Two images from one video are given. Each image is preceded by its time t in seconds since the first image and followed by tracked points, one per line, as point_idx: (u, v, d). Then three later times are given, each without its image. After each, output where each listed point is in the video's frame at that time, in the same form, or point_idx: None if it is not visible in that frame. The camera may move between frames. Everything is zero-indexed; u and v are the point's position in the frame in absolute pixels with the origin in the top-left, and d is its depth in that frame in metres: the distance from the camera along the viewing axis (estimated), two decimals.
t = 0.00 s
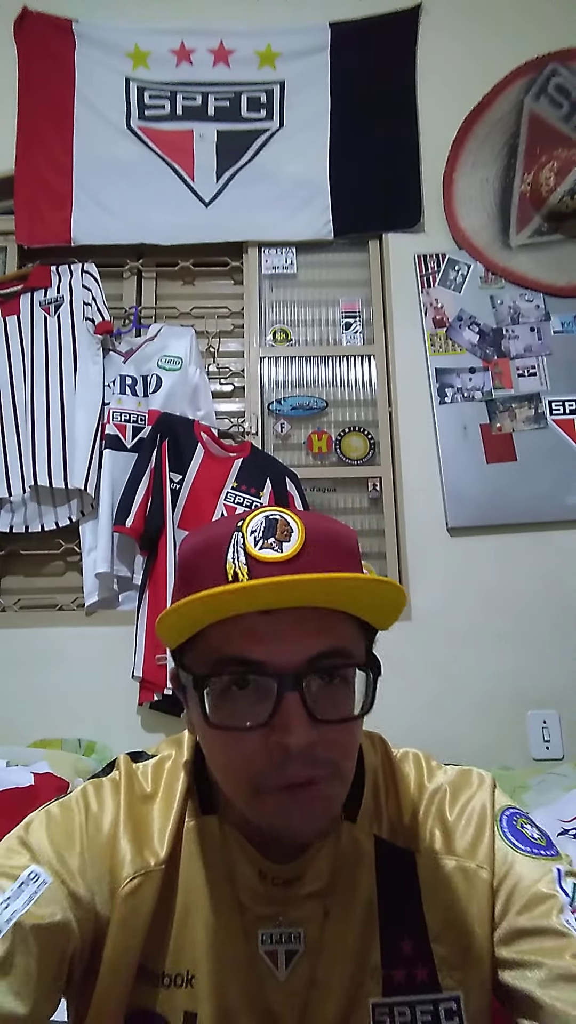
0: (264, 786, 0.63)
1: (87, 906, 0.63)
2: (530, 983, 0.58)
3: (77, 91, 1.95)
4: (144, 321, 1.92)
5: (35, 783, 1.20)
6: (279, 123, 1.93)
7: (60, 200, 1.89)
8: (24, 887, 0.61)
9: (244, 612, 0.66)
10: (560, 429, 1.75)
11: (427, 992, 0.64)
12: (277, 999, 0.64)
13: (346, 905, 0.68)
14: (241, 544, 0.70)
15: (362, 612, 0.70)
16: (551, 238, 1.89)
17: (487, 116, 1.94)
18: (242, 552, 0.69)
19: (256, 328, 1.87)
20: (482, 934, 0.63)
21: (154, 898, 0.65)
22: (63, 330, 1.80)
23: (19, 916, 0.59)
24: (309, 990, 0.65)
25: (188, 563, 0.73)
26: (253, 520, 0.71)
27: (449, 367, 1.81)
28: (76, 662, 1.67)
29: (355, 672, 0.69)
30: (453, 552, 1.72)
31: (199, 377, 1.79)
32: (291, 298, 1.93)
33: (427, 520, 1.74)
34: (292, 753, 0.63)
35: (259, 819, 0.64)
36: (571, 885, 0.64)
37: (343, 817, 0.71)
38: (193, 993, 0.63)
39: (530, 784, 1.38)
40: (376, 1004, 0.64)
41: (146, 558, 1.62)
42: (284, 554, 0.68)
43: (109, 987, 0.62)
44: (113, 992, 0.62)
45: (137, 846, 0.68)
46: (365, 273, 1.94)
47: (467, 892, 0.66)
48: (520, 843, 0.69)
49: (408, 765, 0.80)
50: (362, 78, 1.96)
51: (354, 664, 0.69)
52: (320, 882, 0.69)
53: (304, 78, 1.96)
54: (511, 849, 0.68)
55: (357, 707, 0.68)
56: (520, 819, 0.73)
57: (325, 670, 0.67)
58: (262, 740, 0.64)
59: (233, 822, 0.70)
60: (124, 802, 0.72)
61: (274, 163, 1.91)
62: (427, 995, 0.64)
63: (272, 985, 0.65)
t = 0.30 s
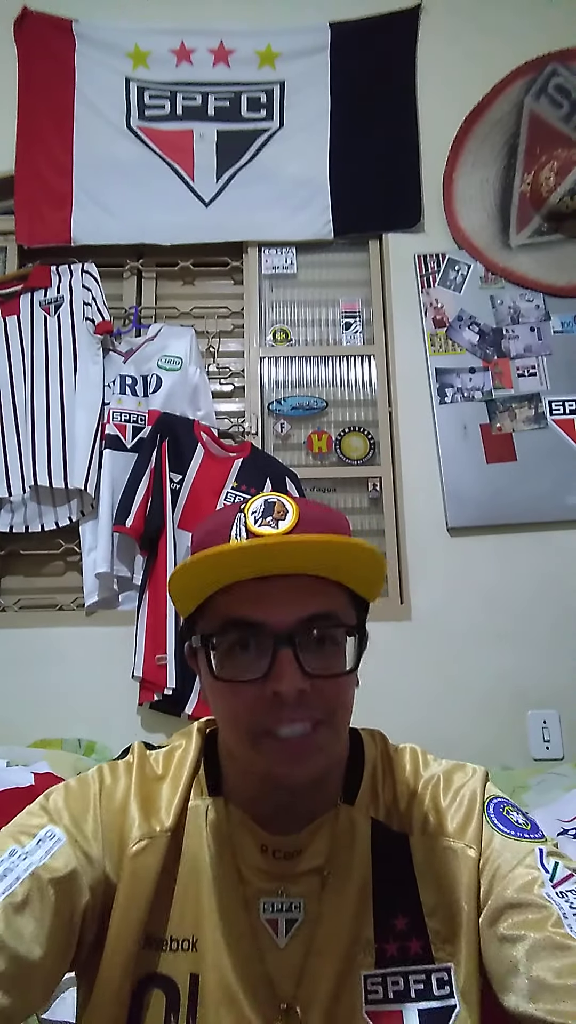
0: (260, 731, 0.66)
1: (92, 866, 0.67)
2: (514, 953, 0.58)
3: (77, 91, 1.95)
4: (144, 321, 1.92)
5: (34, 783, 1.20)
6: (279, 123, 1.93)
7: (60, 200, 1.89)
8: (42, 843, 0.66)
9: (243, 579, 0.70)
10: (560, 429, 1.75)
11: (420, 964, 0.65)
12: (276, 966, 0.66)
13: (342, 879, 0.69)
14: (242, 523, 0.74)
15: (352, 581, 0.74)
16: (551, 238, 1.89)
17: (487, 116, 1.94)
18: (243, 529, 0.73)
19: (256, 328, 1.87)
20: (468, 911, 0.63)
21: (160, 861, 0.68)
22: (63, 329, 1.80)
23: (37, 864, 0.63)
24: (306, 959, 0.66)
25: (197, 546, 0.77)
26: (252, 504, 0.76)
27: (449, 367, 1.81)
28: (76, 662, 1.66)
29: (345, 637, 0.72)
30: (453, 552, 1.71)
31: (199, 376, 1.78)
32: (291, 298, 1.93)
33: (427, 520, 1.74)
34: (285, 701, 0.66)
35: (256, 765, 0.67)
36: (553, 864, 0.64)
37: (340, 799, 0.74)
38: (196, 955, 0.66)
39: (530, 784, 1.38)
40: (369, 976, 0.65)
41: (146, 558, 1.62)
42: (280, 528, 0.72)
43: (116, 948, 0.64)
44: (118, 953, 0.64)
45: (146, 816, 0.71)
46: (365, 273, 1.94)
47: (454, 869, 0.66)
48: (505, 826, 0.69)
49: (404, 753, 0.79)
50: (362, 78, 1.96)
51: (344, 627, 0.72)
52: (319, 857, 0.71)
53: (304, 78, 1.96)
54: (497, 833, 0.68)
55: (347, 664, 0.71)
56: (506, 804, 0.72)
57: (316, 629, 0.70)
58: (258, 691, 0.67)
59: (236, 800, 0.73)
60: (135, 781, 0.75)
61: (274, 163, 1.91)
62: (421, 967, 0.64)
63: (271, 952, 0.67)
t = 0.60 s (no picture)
0: (261, 743, 0.69)
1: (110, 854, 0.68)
2: (506, 937, 0.60)
3: (77, 91, 1.95)
4: (144, 321, 1.92)
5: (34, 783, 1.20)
6: (279, 123, 1.93)
7: (60, 200, 1.89)
8: (60, 826, 0.67)
9: (240, 604, 0.69)
10: (560, 429, 1.75)
11: (419, 951, 0.66)
12: (278, 952, 0.67)
13: (343, 871, 0.70)
14: (241, 542, 0.72)
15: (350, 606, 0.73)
16: (551, 238, 1.89)
17: (487, 115, 1.94)
18: (242, 548, 0.72)
19: (256, 328, 1.87)
20: (465, 896, 0.65)
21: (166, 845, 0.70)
22: (63, 330, 1.80)
23: (54, 849, 0.65)
24: (307, 944, 0.67)
25: (196, 554, 0.76)
26: (251, 519, 0.74)
27: (449, 367, 1.81)
28: (76, 662, 1.67)
29: (342, 655, 0.72)
30: (454, 552, 1.71)
31: (199, 377, 1.78)
32: (291, 298, 1.93)
33: (427, 520, 1.74)
34: (281, 725, 0.68)
35: (257, 767, 0.70)
36: (546, 853, 0.66)
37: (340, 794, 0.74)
38: (199, 941, 0.67)
39: (530, 784, 1.38)
40: (367, 964, 0.66)
41: (146, 558, 1.62)
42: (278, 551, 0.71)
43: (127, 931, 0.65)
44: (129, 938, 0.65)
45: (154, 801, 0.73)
46: (365, 273, 1.94)
47: (451, 861, 0.68)
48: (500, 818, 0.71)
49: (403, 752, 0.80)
50: (362, 78, 1.96)
51: (341, 648, 0.71)
52: (321, 848, 0.71)
53: (304, 78, 1.96)
54: (492, 825, 0.70)
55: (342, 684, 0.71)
56: (501, 796, 0.74)
57: (313, 652, 0.70)
58: (256, 711, 0.69)
59: (240, 792, 0.74)
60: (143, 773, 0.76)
61: (274, 163, 1.91)
62: (420, 955, 0.65)
63: (274, 937, 0.68)
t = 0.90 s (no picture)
0: (250, 738, 0.69)
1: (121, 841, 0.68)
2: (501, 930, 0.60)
3: (77, 91, 1.95)
4: (144, 321, 1.92)
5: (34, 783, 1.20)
6: (279, 123, 1.93)
7: (60, 200, 1.89)
8: (77, 812, 0.67)
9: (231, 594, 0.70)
10: (560, 429, 1.75)
11: (415, 947, 0.66)
12: (276, 957, 0.67)
13: (341, 874, 0.70)
14: (231, 533, 0.73)
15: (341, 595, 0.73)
16: (551, 238, 1.89)
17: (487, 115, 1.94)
18: (232, 539, 0.72)
19: (256, 328, 1.87)
20: (460, 889, 0.65)
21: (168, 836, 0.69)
22: (63, 329, 1.80)
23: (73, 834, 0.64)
24: (305, 945, 0.67)
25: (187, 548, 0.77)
26: (241, 511, 0.74)
27: (450, 367, 1.81)
28: (76, 662, 1.66)
29: (333, 644, 0.72)
30: (453, 552, 1.71)
31: (199, 376, 1.78)
32: (291, 298, 1.93)
33: (427, 520, 1.73)
34: (272, 717, 0.68)
35: (247, 766, 0.70)
36: (537, 844, 0.66)
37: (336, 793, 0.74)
38: (199, 940, 0.66)
39: (530, 784, 1.38)
40: (364, 963, 0.66)
41: (146, 558, 1.62)
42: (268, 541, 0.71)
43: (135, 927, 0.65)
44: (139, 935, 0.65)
45: (152, 792, 0.73)
46: (365, 273, 1.94)
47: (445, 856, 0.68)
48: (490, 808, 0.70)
49: (394, 746, 0.79)
50: (362, 78, 1.96)
51: (332, 637, 0.72)
52: (317, 849, 0.71)
53: (304, 78, 1.96)
54: (483, 815, 0.70)
55: (335, 673, 0.72)
56: (490, 786, 0.74)
57: (303, 643, 0.70)
58: (246, 703, 0.69)
59: (235, 793, 0.73)
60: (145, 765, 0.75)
61: (274, 163, 1.91)
62: (416, 950, 0.66)
63: (271, 939, 0.68)
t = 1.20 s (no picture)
0: (242, 721, 0.69)
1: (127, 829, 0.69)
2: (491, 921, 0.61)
3: (77, 91, 1.95)
4: (144, 321, 1.92)
5: (34, 783, 1.20)
6: (279, 123, 1.93)
7: (60, 200, 1.89)
8: (89, 810, 0.68)
9: (224, 579, 0.72)
10: (560, 429, 1.75)
11: (411, 937, 0.66)
12: (272, 952, 0.67)
13: (337, 872, 0.70)
14: (223, 523, 0.74)
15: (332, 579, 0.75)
16: (551, 238, 1.89)
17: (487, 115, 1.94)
18: (224, 529, 0.73)
19: (256, 328, 1.87)
20: (456, 882, 0.66)
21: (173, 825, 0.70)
22: (63, 329, 1.80)
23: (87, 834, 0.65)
24: (303, 942, 0.67)
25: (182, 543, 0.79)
26: (233, 502, 0.76)
27: (449, 367, 1.81)
28: (76, 662, 1.67)
29: (325, 629, 0.73)
30: (453, 552, 1.71)
31: (199, 376, 1.78)
32: (291, 298, 1.93)
33: (427, 520, 1.73)
34: (266, 695, 0.68)
35: (241, 753, 0.69)
36: (528, 837, 0.67)
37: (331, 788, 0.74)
38: (200, 937, 0.67)
39: (530, 784, 1.38)
40: (362, 956, 0.66)
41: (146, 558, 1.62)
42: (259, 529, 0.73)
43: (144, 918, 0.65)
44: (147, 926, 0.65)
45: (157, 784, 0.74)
46: (365, 273, 1.94)
47: (440, 850, 0.68)
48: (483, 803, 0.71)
49: (387, 744, 0.79)
50: (362, 78, 1.96)
51: (324, 621, 0.73)
52: (314, 845, 0.71)
53: (304, 78, 1.96)
54: (475, 809, 0.70)
55: (328, 655, 0.72)
56: (484, 781, 0.75)
57: (295, 624, 0.72)
58: (239, 683, 0.69)
59: (233, 789, 0.73)
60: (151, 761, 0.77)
61: (274, 163, 1.91)
62: (411, 942, 0.66)
63: (269, 937, 0.68)
